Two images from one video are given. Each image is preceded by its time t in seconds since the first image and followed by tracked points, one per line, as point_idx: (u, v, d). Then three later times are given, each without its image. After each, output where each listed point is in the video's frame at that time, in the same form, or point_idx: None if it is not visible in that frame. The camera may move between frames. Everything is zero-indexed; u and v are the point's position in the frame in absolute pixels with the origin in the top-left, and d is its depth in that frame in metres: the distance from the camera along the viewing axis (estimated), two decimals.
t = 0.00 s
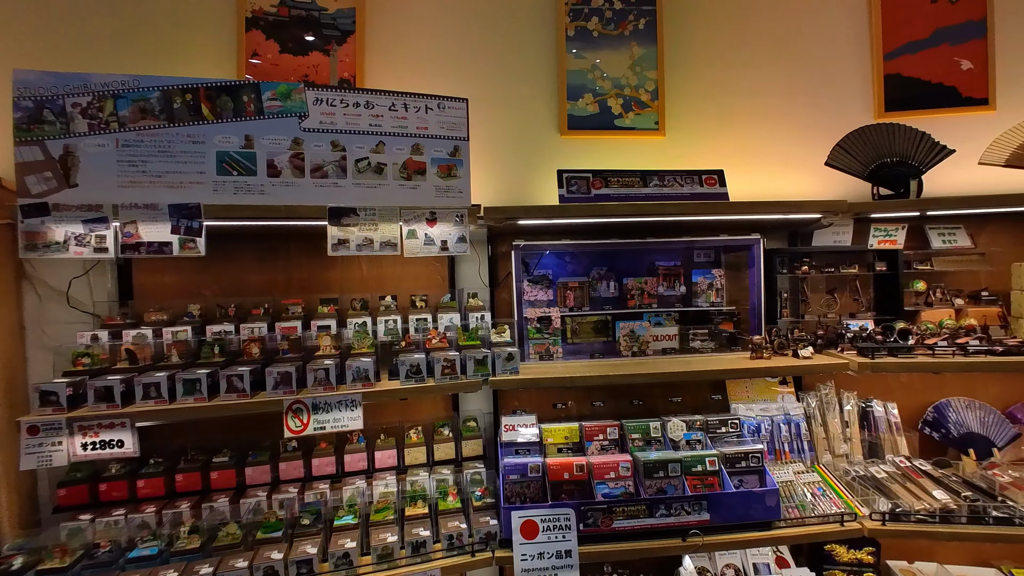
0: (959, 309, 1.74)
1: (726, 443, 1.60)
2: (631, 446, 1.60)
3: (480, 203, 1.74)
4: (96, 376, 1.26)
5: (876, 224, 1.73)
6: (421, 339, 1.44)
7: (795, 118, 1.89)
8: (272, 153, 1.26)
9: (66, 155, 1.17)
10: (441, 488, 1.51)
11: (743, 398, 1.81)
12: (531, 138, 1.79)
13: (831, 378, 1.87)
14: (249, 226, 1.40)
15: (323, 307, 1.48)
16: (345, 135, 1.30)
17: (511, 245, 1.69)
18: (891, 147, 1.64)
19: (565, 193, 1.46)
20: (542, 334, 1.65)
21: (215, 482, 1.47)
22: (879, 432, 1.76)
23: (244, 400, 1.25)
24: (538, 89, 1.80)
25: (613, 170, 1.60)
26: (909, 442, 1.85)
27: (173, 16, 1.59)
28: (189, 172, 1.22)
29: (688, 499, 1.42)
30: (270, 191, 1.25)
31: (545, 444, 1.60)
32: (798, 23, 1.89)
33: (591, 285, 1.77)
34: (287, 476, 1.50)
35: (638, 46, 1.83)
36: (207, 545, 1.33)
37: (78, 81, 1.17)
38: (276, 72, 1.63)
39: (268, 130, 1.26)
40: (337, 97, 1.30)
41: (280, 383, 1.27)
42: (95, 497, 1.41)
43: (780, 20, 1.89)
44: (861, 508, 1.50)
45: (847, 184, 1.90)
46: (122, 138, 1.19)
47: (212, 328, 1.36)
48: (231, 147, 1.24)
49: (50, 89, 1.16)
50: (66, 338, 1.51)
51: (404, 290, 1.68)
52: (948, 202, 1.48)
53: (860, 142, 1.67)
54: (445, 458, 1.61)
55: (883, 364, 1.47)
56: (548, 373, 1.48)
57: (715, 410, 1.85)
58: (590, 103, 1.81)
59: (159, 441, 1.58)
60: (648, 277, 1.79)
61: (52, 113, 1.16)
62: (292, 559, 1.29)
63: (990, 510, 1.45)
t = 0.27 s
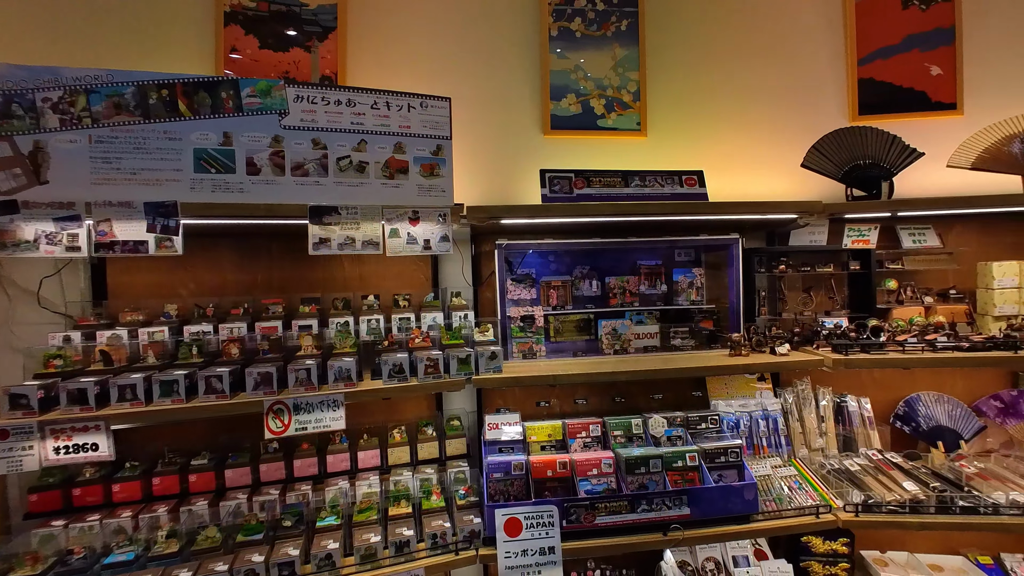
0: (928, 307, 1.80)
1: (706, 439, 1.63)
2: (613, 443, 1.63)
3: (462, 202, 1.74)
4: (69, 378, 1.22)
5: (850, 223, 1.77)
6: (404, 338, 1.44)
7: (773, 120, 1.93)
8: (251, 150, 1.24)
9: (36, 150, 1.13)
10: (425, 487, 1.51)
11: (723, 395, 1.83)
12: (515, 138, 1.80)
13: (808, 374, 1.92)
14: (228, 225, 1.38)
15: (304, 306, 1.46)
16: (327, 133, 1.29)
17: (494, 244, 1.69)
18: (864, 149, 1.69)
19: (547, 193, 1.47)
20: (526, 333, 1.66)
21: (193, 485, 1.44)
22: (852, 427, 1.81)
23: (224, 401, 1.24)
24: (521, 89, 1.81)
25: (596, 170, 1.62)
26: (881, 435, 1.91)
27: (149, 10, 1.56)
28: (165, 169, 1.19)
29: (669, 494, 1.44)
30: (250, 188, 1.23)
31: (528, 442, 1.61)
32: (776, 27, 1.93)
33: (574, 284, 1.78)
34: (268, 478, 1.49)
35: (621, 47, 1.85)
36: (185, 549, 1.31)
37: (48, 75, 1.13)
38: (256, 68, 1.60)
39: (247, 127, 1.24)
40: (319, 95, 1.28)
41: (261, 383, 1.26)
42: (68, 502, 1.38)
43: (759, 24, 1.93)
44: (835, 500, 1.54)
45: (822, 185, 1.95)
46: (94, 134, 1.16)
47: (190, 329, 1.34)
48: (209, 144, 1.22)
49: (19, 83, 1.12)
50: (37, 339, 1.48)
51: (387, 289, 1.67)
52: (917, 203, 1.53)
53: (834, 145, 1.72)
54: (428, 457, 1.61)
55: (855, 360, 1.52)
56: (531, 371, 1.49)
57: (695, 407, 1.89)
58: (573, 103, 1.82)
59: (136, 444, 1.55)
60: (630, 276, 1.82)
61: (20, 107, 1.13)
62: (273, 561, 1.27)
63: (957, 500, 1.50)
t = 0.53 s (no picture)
0: (903, 305, 1.85)
1: (689, 435, 1.66)
2: (598, 440, 1.65)
3: (448, 201, 1.74)
4: (44, 380, 1.19)
5: (829, 223, 1.80)
6: (390, 337, 1.43)
7: (754, 121, 1.97)
8: (233, 148, 1.22)
9: (9, 146, 1.10)
10: (411, 486, 1.51)
11: (706, 392, 1.85)
12: (500, 137, 1.81)
13: (788, 371, 1.96)
14: (210, 223, 1.36)
15: (287, 306, 1.45)
16: (311, 131, 1.28)
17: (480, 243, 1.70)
18: (842, 151, 1.73)
19: (533, 192, 1.48)
20: (511, 332, 1.67)
21: (174, 488, 1.42)
22: (831, 422, 1.86)
23: (205, 402, 1.22)
24: (507, 88, 1.81)
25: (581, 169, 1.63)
26: (859, 430, 1.96)
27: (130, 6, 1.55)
28: (144, 166, 1.17)
29: (653, 490, 1.46)
30: (232, 186, 1.22)
31: (514, 440, 1.62)
32: (757, 30, 1.97)
33: (559, 283, 1.80)
34: (252, 479, 1.47)
35: (606, 48, 1.86)
36: (166, 553, 1.29)
37: (22, 69, 1.10)
38: (238, 65, 1.59)
39: (229, 124, 1.22)
40: (302, 92, 1.27)
41: (243, 384, 1.24)
42: (43, 506, 1.34)
43: (741, 27, 1.96)
44: (815, 494, 1.58)
45: (802, 186, 1.99)
46: (70, 130, 1.13)
47: (171, 329, 1.32)
48: (190, 141, 1.20)
49: None
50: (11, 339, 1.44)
51: (372, 288, 1.66)
52: (893, 203, 1.57)
53: (814, 146, 1.76)
54: (414, 457, 1.61)
55: (834, 358, 1.56)
56: (516, 370, 1.50)
57: (679, 404, 1.92)
58: (559, 103, 1.83)
59: (116, 446, 1.52)
60: (615, 274, 1.84)
61: None
62: (257, 563, 1.26)
63: (930, 492, 1.55)
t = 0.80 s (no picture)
0: (872, 303, 1.92)
1: (668, 432, 1.69)
2: (579, 438, 1.67)
3: (428, 200, 1.74)
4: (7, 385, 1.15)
5: (803, 224, 1.85)
6: (370, 337, 1.43)
7: (730, 124, 2.02)
8: (208, 145, 1.20)
9: None
10: (392, 487, 1.50)
11: (684, 389, 1.89)
12: (481, 137, 1.81)
13: (763, 367, 2.01)
14: (183, 222, 1.32)
15: (265, 306, 1.44)
16: (288, 129, 1.26)
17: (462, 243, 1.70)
18: (815, 154, 1.78)
19: (514, 192, 1.49)
20: (493, 332, 1.68)
21: (147, 494, 1.38)
22: (803, 417, 1.91)
23: (179, 405, 1.19)
24: (488, 88, 1.81)
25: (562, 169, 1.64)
26: (831, 424, 2.02)
27: None
28: (114, 163, 1.14)
29: (633, 486, 1.49)
30: (206, 184, 1.19)
31: (496, 439, 1.63)
32: (733, 35, 2.01)
33: (540, 282, 1.81)
34: (229, 483, 1.44)
35: (586, 49, 1.88)
36: (138, 562, 1.25)
37: None
38: (211, 58, 1.56)
39: (203, 120, 1.19)
40: (279, 89, 1.25)
41: (219, 386, 1.22)
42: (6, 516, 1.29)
43: (718, 31, 2.00)
44: (788, 487, 1.62)
45: (776, 187, 2.04)
46: (35, 125, 1.09)
47: (143, 330, 1.28)
48: (162, 138, 1.16)
49: None
50: None
51: (352, 288, 1.65)
52: (861, 204, 1.63)
53: (787, 149, 1.81)
54: (396, 457, 1.60)
55: (805, 354, 1.60)
56: (498, 369, 1.51)
57: (658, 401, 1.95)
58: (539, 103, 1.84)
59: (85, 452, 1.48)
60: (595, 274, 1.86)
61: None
62: (234, 569, 1.24)
63: (897, 483, 1.61)
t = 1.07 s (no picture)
0: (829, 297, 2.01)
1: (640, 425, 1.73)
2: (553, 433, 1.68)
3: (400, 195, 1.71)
4: None
5: (766, 222, 1.92)
6: (341, 335, 1.40)
7: (697, 124, 2.07)
8: (167, 134, 1.14)
9: None
10: (365, 488, 1.48)
11: (654, 382, 1.93)
12: (453, 132, 1.80)
13: (729, 361, 2.08)
14: (139, 216, 1.25)
15: (229, 305, 1.39)
16: (254, 119, 1.21)
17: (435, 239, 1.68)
18: (777, 154, 1.85)
19: (488, 188, 1.49)
20: (466, 328, 1.67)
21: (102, 504, 1.30)
22: (767, 407, 1.99)
23: (138, 409, 1.13)
24: (461, 83, 1.80)
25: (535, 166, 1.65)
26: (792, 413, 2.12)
27: None
28: (62, 151, 1.06)
29: (607, 479, 1.51)
30: (166, 176, 1.13)
31: (471, 436, 1.63)
32: (700, 37, 2.07)
33: (513, 279, 1.82)
34: (191, 490, 1.38)
35: (559, 47, 1.89)
36: None
37: None
38: (167, 44, 1.48)
39: (162, 108, 1.13)
40: (244, 77, 1.20)
41: (181, 388, 1.16)
42: None
43: (686, 33, 2.05)
44: (754, 474, 1.69)
45: (741, 186, 2.11)
46: None
47: (96, 330, 1.23)
48: (116, 126, 1.09)
49: None
50: None
51: (321, 286, 1.61)
52: (820, 203, 1.70)
53: (752, 149, 1.87)
54: (369, 458, 1.58)
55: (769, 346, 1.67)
56: (473, 366, 1.51)
57: (629, 394, 1.99)
58: (512, 100, 1.84)
59: (30, 461, 1.38)
60: (568, 270, 1.88)
61: None
62: None
63: (853, 467, 1.69)
